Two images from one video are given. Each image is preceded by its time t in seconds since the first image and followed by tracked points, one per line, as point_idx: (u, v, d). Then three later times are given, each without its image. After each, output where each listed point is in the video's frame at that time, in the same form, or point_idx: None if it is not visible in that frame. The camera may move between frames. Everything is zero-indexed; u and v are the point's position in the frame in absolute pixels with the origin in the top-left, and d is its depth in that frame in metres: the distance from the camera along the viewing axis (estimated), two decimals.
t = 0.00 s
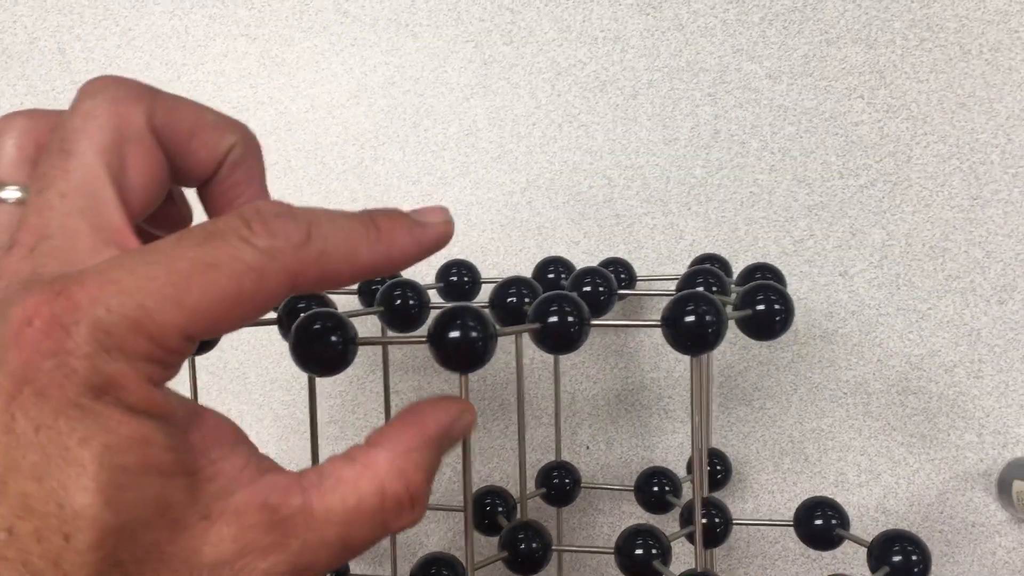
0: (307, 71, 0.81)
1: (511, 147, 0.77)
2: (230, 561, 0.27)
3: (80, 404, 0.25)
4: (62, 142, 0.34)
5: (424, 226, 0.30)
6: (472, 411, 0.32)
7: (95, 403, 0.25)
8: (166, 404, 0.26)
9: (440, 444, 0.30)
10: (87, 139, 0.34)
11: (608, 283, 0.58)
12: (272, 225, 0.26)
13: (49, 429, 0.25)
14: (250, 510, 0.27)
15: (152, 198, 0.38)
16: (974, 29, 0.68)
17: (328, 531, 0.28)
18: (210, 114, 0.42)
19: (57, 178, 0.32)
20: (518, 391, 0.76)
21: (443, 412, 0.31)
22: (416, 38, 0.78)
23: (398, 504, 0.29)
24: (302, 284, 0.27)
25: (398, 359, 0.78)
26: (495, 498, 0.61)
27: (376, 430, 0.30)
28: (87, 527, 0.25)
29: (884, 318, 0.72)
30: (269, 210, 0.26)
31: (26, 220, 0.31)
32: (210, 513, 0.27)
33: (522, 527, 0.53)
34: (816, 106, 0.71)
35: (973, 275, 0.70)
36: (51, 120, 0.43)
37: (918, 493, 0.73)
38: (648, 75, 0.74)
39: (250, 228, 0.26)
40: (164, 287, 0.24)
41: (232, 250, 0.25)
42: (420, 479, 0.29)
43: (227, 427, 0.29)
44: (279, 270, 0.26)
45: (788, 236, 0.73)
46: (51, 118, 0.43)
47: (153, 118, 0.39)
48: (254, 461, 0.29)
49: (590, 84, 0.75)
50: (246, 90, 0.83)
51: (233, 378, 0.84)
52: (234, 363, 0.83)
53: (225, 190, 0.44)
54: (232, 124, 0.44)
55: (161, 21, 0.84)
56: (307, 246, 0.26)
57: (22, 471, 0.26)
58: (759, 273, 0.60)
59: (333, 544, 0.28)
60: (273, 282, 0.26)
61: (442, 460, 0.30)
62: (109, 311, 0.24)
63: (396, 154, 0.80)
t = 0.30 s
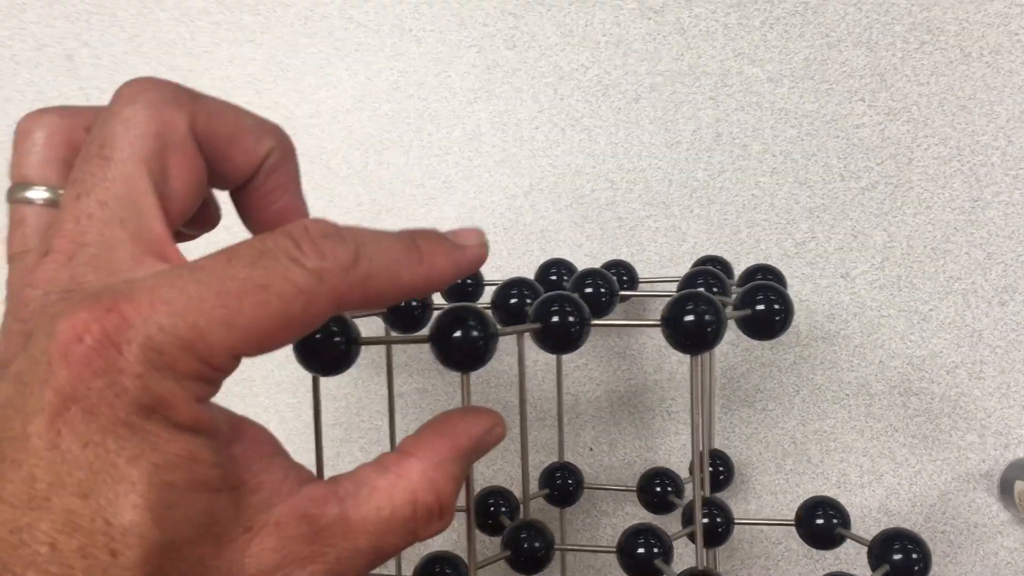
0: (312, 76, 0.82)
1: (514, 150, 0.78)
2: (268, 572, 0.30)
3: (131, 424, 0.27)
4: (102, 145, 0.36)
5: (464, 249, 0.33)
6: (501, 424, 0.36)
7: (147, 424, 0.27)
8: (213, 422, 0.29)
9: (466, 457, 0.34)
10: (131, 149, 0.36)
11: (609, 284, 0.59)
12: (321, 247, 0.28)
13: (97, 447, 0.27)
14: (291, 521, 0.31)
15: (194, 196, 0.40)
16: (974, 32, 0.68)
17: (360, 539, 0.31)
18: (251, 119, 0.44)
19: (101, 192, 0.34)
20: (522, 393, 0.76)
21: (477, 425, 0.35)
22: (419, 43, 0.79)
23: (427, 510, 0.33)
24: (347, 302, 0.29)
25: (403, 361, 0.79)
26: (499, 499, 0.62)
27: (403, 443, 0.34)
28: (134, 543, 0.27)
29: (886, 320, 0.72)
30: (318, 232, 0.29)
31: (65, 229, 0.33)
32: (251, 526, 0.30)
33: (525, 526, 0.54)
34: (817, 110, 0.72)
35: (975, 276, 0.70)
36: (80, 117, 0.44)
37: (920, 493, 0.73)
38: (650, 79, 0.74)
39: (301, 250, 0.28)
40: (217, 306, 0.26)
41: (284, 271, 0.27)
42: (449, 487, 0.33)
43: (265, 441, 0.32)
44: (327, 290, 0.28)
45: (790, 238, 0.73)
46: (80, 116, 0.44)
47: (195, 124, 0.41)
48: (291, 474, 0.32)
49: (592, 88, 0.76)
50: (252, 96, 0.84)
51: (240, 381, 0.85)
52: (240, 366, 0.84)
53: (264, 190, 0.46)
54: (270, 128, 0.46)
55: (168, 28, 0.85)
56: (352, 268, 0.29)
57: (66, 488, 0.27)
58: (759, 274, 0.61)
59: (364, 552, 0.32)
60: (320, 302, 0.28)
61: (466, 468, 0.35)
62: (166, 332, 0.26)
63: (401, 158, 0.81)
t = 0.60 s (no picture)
0: (309, 82, 0.83)
1: (510, 154, 0.78)
2: (258, 546, 0.32)
3: (114, 401, 0.28)
4: (79, 134, 0.36)
5: (445, 233, 0.36)
6: (495, 407, 0.37)
7: (130, 399, 0.29)
8: (198, 399, 0.30)
9: (456, 436, 0.35)
10: (110, 135, 0.37)
11: (604, 285, 0.59)
12: (299, 224, 0.30)
13: (81, 426, 0.29)
14: (280, 497, 0.32)
15: (175, 177, 0.40)
16: (966, 32, 0.69)
17: (351, 515, 0.33)
18: (228, 102, 0.45)
19: (81, 177, 0.35)
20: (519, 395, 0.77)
21: (470, 406, 0.35)
22: (415, 48, 0.80)
23: (417, 489, 0.33)
24: (325, 280, 0.31)
25: (400, 364, 0.79)
26: (495, 500, 0.62)
27: (394, 422, 0.35)
28: (121, 518, 0.29)
29: (882, 320, 0.72)
30: (296, 210, 0.30)
31: (48, 215, 0.34)
32: (240, 503, 0.31)
33: (522, 527, 0.54)
34: (811, 110, 0.72)
35: (970, 275, 0.70)
36: (62, 108, 0.44)
37: (918, 492, 0.73)
38: (645, 81, 0.75)
39: (279, 226, 0.29)
40: (196, 280, 0.28)
41: (262, 246, 0.29)
42: (439, 465, 0.34)
43: (254, 421, 0.33)
44: (305, 265, 0.29)
45: (785, 239, 0.73)
46: (62, 108, 0.45)
47: (171, 106, 0.41)
48: (280, 452, 0.33)
49: (588, 91, 0.76)
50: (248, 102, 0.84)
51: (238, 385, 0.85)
52: (238, 370, 0.85)
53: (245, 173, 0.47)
54: (248, 109, 0.46)
55: (165, 35, 0.85)
56: (329, 245, 0.30)
57: (54, 466, 0.29)
58: (754, 274, 0.61)
59: (355, 527, 0.33)
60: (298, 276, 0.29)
61: (459, 448, 0.35)
62: (145, 306, 0.28)
63: (397, 162, 0.81)
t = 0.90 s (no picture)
0: (305, 80, 0.82)
1: (506, 152, 0.78)
2: (266, 546, 0.31)
3: (124, 397, 0.29)
4: (95, 133, 0.36)
5: (451, 240, 0.36)
6: (503, 413, 0.37)
7: (141, 395, 0.29)
8: (206, 396, 0.30)
9: (464, 440, 0.35)
10: (123, 135, 0.37)
11: (600, 282, 0.59)
12: (308, 224, 0.30)
13: (92, 421, 0.29)
14: (290, 497, 0.32)
15: (190, 181, 0.41)
16: (963, 31, 0.69)
17: (358, 517, 0.33)
18: (240, 106, 0.45)
19: (95, 176, 0.35)
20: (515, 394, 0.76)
21: (478, 412, 0.35)
22: (411, 46, 0.79)
23: (424, 492, 0.34)
24: (331, 280, 0.31)
25: (397, 363, 0.79)
26: (492, 498, 0.62)
27: (402, 425, 0.35)
28: (131, 515, 0.29)
29: (878, 319, 0.72)
30: (306, 209, 0.31)
31: (61, 214, 0.34)
32: (250, 502, 0.31)
33: (518, 525, 0.54)
34: (808, 109, 0.72)
35: (966, 275, 0.70)
36: (77, 110, 0.44)
37: (914, 491, 0.73)
38: (641, 80, 0.75)
39: (288, 225, 0.30)
40: (205, 278, 0.28)
41: (271, 245, 0.29)
42: (446, 469, 0.34)
43: (263, 421, 0.33)
44: (313, 265, 0.30)
45: (782, 237, 0.73)
46: (78, 108, 0.44)
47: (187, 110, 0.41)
48: (289, 452, 0.33)
49: (584, 89, 0.76)
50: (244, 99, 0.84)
51: (233, 383, 0.84)
52: (234, 368, 0.84)
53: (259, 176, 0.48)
54: (261, 113, 0.47)
55: (160, 32, 0.85)
56: (337, 245, 0.31)
57: (62, 462, 0.29)
58: (750, 272, 0.61)
59: (362, 530, 0.33)
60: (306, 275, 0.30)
61: (465, 453, 0.36)
62: (155, 304, 0.28)
63: (393, 160, 0.81)
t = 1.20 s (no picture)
0: (311, 79, 0.82)
1: (511, 152, 0.78)
2: (261, 540, 0.32)
3: (103, 388, 0.30)
4: (81, 131, 0.38)
5: (439, 220, 0.38)
6: (502, 404, 0.38)
7: (123, 387, 0.30)
8: (192, 387, 0.32)
9: (465, 432, 0.36)
10: (108, 129, 0.38)
11: (606, 282, 0.59)
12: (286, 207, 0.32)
13: (74, 414, 0.30)
14: (283, 489, 0.33)
15: (175, 174, 0.42)
16: (968, 32, 0.69)
17: (356, 509, 0.33)
18: (226, 99, 0.46)
19: (81, 170, 0.36)
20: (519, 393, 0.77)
21: (477, 404, 0.36)
22: (417, 45, 0.79)
23: (423, 484, 0.34)
24: (313, 262, 0.33)
25: (401, 362, 0.79)
26: (496, 497, 0.62)
27: (401, 419, 0.36)
28: (116, 507, 0.30)
29: (882, 319, 0.72)
30: (283, 194, 0.32)
31: (49, 211, 0.35)
32: (242, 495, 0.32)
33: (523, 524, 0.54)
34: (812, 110, 0.72)
35: (970, 275, 0.71)
36: (69, 112, 0.46)
37: (918, 492, 0.73)
38: (647, 80, 0.75)
39: (266, 209, 0.31)
40: (181, 264, 0.30)
41: (248, 229, 0.31)
42: (445, 461, 0.35)
43: (255, 417, 0.35)
44: (292, 246, 0.31)
45: (786, 238, 0.73)
46: (68, 110, 0.46)
47: (171, 104, 0.43)
48: (281, 446, 0.34)
49: (589, 89, 0.76)
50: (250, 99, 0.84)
51: (237, 382, 0.85)
52: (238, 367, 0.84)
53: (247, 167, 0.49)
54: (246, 106, 0.47)
55: (167, 32, 0.85)
56: (316, 227, 0.32)
57: (46, 456, 0.30)
58: (756, 273, 0.61)
59: (361, 523, 0.34)
60: (283, 256, 0.31)
61: (466, 445, 0.36)
62: (132, 292, 0.29)
63: (399, 160, 0.81)
